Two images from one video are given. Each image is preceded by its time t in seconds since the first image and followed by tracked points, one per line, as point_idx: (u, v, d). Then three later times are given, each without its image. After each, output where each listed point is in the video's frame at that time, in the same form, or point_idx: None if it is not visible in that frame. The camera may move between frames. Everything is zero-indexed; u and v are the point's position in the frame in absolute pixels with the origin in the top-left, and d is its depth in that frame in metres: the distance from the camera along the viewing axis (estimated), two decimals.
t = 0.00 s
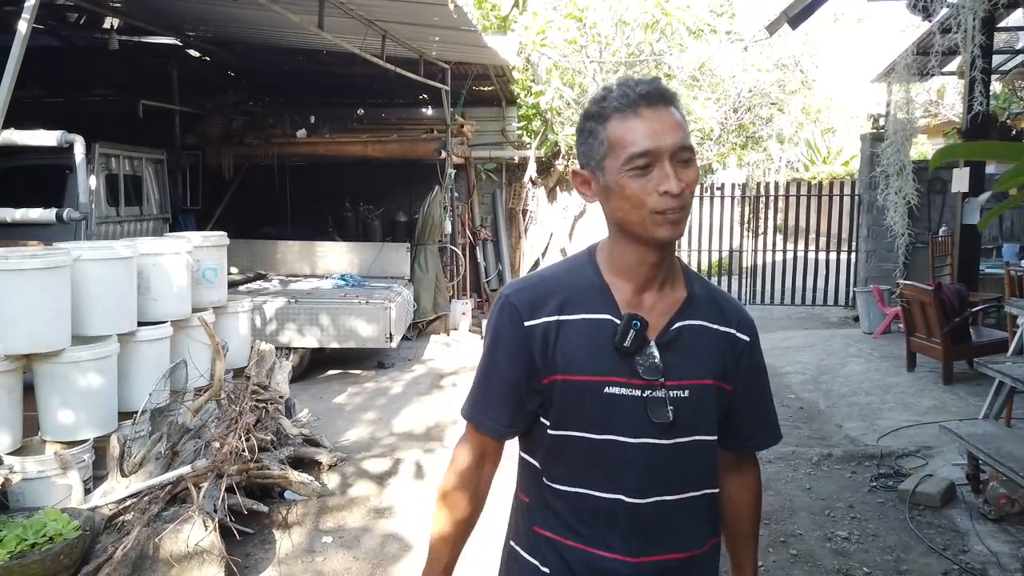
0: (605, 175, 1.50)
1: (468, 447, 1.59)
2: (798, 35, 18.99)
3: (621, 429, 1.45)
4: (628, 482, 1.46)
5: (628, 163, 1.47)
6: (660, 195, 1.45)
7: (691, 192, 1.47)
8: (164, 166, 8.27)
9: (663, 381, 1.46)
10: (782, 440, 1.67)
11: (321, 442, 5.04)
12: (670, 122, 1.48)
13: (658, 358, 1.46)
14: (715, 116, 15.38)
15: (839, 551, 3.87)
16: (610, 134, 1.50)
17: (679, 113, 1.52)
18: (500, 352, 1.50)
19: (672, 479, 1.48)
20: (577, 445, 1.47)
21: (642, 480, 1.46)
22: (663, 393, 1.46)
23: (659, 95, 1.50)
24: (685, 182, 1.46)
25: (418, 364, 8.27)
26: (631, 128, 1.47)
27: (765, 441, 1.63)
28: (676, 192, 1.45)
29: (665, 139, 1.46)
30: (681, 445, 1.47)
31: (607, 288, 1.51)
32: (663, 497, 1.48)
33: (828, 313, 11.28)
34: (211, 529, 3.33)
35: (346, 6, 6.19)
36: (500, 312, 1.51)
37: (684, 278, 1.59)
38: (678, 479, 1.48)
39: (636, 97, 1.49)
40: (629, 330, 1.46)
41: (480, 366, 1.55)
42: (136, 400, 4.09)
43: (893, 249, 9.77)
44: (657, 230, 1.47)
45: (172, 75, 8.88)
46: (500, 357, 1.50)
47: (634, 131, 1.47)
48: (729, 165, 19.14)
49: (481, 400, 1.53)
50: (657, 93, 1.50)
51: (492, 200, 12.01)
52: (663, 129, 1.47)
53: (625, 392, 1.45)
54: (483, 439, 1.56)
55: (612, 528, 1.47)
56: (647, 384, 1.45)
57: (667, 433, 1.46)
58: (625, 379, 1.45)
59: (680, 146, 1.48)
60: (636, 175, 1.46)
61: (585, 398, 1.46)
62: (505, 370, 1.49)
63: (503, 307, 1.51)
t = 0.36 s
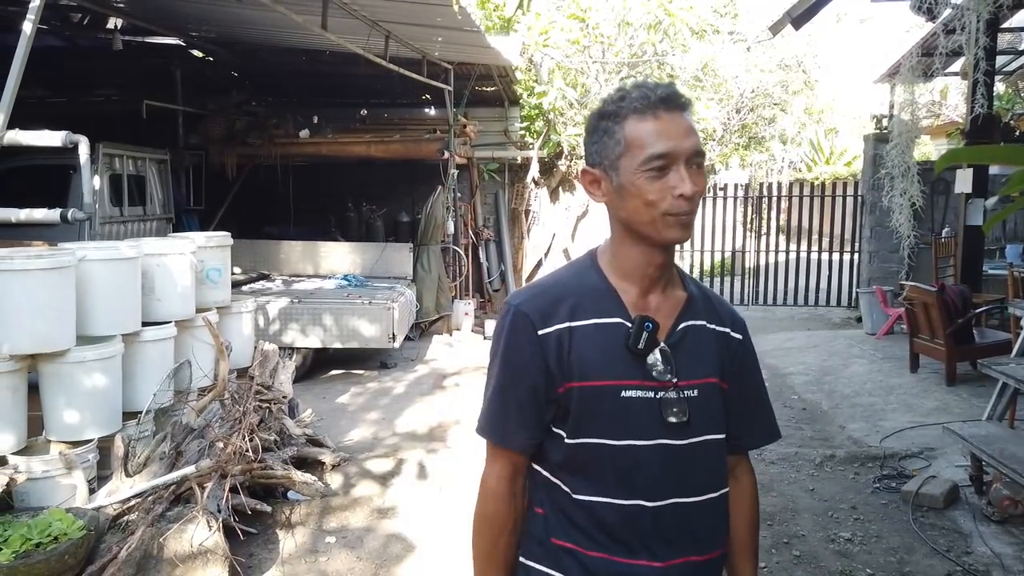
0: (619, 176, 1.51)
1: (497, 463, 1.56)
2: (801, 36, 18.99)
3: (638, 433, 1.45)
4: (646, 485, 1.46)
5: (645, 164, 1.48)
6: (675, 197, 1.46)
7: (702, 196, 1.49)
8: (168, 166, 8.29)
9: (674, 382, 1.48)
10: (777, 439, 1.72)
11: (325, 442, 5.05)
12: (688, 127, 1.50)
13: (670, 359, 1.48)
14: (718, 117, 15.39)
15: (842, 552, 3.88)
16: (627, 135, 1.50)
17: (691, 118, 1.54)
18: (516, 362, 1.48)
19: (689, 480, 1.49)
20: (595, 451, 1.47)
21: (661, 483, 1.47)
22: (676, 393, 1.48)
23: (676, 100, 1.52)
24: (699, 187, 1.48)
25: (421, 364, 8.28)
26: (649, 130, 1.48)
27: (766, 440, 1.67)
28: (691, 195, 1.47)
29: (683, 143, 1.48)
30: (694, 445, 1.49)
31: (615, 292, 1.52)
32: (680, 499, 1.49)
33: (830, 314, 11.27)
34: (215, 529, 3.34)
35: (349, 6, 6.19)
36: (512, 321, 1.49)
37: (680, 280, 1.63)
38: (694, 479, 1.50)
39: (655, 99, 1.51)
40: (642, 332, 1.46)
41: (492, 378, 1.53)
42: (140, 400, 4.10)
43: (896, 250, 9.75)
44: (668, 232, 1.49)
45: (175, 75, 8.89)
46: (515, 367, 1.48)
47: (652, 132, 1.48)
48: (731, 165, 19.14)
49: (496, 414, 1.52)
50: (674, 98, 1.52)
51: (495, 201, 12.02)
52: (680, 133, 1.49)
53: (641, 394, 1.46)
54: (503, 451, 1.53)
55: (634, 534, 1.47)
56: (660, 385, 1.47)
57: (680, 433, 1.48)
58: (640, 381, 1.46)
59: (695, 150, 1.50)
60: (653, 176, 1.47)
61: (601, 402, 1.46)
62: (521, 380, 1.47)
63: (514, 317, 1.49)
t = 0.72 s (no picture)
0: (598, 164, 1.50)
1: (480, 464, 1.46)
2: (804, 35, 19.00)
3: (613, 436, 1.43)
4: (624, 493, 1.44)
5: (624, 153, 1.47)
6: (648, 187, 1.45)
7: (678, 193, 1.48)
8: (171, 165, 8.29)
9: (650, 385, 1.45)
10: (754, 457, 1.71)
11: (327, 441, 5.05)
12: (671, 125, 1.50)
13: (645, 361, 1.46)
14: (720, 116, 15.40)
15: (846, 552, 3.87)
16: (612, 125, 1.50)
17: (680, 121, 1.54)
18: (489, 356, 1.44)
19: (665, 490, 1.46)
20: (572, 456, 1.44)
21: (634, 491, 1.44)
22: (651, 397, 1.45)
23: (666, 99, 1.53)
24: (675, 183, 1.47)
25: (423, 364, 8.28)
26: (632, 120, 1.49)
27: (740, 454, 1.66)
28: (665, 189, 1.45)
29: (664, 138, 1.48)
30: (671, 452, 1.47)
31: (592, 291, 1.50)
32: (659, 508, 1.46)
33: (833, 313, 11.27)
34: (218, 529, 3.34)
35: (352, 6, 6.19)
36: (486, 314, 1.46)
37: (660, 288, 1.62)
38: (672, 487, 1.47)
39: (644, 95, 1.51)
40: (616, 331, 1.44)
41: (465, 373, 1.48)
42: (144, 400, 4.11)
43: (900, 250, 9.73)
44: (639, 223, 1.47)
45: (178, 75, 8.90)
46: (488, 360, 1.44)
47: (633, 124, 1.48)
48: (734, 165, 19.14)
49: (468, 411, 1.46)
50: (663, 98, 1.53)
51: (497, 200, 11.92)
52: (662, 128, 1.49)
53: (615, 396, 1.43)
54: (484, 449, 1.45)
55: (606, 546, 1.44)
56: (635, 388, 1.44)
57: (655, 438, 1.45)
58: (615, 382, 1.43)
59: (676, 148, 1.49)
60: (630, 165, 1.47)
61: (576, 404, 1.43)
62: (494, 376, 1.43)
63: (489, 307, 1.46)
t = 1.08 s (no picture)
0: (570, 159, 1.52)
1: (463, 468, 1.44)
2: (807, 35, 18.99)
3: (586, 439, 1.40)
4: (598, 497, 1.40)
5: (590, 147, 1.49)
6: (608, 179, 1.45)
7: (644, 187, 1.46)
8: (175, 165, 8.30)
9: (626, 388, 1.42)
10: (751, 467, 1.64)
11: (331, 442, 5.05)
12: (642, 119, 1.49)
13: (621, 363, 1.43)
14: (723, 116, 15.39)
15: (852, 553, 3.86)
16: (584, 121, 1.52)
17: (661, 119, 1.53)
18: (461, 357, 1.44)
19: (643, 494, 1.43)
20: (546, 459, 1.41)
21: (608, 494, 1.41)
22: (627, 401, 1.42)
23: (643, 96, 1.53)
24: (635, 174, 1.45)
25: (427, 364, 8.29)
26: (603, 116, 1.50)
27: (733, 461, 1.59)
28: (623, 178, 1.44)
29: (630, 129, 1.48)
30: (647, 456, 1.43)
31: (568, 293, 1.48)
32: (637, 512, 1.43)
33: (838, 313, 11.26)
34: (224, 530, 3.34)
35: (356, 6, 6.18)
36: (459, 314, 1.46)
37: (645, 290, 1.59)
38: (651, 492, 1.44)
39: (620, 93, 1.53)
40: (591, 333, 1.41)
41: (439, 373, 1.48)
42: (149, 400, 4.12)
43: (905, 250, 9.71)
44: (603, 218, 1.45)
45: (182, 75, 8.91)
46: (459, 362, 1.43)
47: (600, 117, 1.50)
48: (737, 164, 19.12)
49: (445, 413, 1.45)
50: (639, 95, 1.53)
51: (501, 200, 12.02)
52: (631, 123, 1.48)
53: (589, 399, 1.40)
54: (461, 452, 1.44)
55: (577, 550, 1.41)
56: (610, 391, 1.41)
57: (632, 443, 1.42)
58: (588, 385, 1.41)
59: (644, 142, 1.48)
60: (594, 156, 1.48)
61: (548, 406, 1.40)
62: (465, 377, 1.43)
63: (463, 310, 1.45)
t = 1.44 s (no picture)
0: (576, 161, 1.51)
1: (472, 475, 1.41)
2: (811, 35, 18.98)
3: (605, 443, 1.40)
4: (613, 497, 1.41)
5: (595, 149, 1.49)
6: (618, 181, 1.44)
7: (652, 188, 1.46)
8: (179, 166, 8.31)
9: (641, 391, 1.44)
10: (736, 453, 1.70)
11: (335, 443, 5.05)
12: (645, 118, 1.49)
13: (636, 366, 1.44)
14: (727, 116, 15.38)
15: (857, 556, 3.85)
16: (588, 124, 1.52)
17: (663, 118, 1.53)
18: (480, 366, 1.39)
19: (654, 492, 1.45)
20: (564, 464, 1.40)
21: (625, 494, 1.42)
22: (642, 403, 1.43)
23: (644, 96, 1.53)
24: (643, 173, 1.45)
25: (430, 365, 8.29)
26: (607, 117, 1.49)
27: (727, 450, 1.64)
28: (632, 178, 1.44)
29: (634, 130, 1.47)
30: (659, 456, 1.45)
31: (583, 296, 1.47)
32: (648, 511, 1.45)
33: (841, 314, 11.24)
34: (228, 531, 3.35)
35: (359, 7, 6.18)
36: (475, 322, 1.41)
37: (648, 290, 1.60)
38: (663, 490, 1.46)
39: (622, 93, 1.52)
40: (610, 338, 1.41)
41: (453, 382, 1.43)
42: (154, 401, 4.12)
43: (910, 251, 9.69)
44: (615, 220, 1.44)
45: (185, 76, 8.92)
46: (475, 369, 1.39)
47: (603, 119, 1.50)
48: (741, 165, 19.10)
49: (460, 422, 1.41)
50: (641, 95, 1.53)
51: (504, 201, 12.08)
52: (635, 122, 1.48)
53: (608, 404, 1.40)
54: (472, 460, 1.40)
55: (593, 549, 1.41)
56: (627, 394, 1.42)
57: (647, 444, 1.43)
58: (607, 389, 1.41)
59: (649, 141, 1.48)
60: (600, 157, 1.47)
61: (567, 412, 1.39)
62: (486, 386, 1.39)
63: (479, 317, 1.41)
